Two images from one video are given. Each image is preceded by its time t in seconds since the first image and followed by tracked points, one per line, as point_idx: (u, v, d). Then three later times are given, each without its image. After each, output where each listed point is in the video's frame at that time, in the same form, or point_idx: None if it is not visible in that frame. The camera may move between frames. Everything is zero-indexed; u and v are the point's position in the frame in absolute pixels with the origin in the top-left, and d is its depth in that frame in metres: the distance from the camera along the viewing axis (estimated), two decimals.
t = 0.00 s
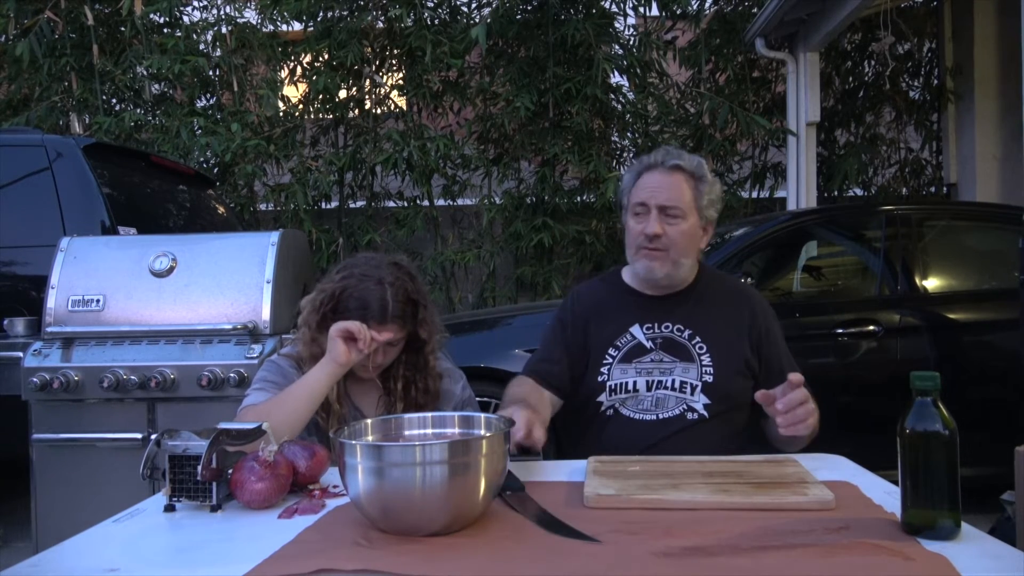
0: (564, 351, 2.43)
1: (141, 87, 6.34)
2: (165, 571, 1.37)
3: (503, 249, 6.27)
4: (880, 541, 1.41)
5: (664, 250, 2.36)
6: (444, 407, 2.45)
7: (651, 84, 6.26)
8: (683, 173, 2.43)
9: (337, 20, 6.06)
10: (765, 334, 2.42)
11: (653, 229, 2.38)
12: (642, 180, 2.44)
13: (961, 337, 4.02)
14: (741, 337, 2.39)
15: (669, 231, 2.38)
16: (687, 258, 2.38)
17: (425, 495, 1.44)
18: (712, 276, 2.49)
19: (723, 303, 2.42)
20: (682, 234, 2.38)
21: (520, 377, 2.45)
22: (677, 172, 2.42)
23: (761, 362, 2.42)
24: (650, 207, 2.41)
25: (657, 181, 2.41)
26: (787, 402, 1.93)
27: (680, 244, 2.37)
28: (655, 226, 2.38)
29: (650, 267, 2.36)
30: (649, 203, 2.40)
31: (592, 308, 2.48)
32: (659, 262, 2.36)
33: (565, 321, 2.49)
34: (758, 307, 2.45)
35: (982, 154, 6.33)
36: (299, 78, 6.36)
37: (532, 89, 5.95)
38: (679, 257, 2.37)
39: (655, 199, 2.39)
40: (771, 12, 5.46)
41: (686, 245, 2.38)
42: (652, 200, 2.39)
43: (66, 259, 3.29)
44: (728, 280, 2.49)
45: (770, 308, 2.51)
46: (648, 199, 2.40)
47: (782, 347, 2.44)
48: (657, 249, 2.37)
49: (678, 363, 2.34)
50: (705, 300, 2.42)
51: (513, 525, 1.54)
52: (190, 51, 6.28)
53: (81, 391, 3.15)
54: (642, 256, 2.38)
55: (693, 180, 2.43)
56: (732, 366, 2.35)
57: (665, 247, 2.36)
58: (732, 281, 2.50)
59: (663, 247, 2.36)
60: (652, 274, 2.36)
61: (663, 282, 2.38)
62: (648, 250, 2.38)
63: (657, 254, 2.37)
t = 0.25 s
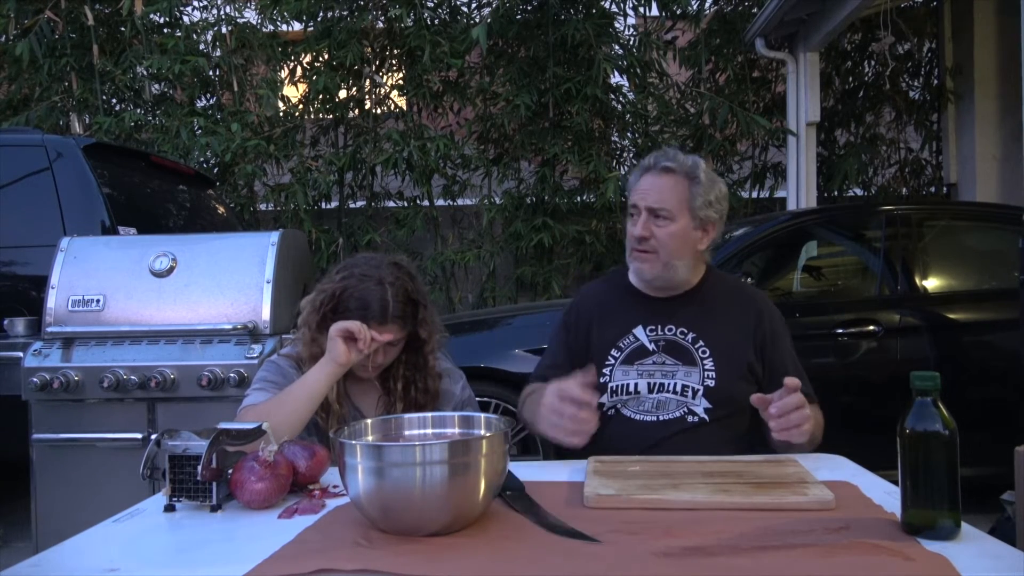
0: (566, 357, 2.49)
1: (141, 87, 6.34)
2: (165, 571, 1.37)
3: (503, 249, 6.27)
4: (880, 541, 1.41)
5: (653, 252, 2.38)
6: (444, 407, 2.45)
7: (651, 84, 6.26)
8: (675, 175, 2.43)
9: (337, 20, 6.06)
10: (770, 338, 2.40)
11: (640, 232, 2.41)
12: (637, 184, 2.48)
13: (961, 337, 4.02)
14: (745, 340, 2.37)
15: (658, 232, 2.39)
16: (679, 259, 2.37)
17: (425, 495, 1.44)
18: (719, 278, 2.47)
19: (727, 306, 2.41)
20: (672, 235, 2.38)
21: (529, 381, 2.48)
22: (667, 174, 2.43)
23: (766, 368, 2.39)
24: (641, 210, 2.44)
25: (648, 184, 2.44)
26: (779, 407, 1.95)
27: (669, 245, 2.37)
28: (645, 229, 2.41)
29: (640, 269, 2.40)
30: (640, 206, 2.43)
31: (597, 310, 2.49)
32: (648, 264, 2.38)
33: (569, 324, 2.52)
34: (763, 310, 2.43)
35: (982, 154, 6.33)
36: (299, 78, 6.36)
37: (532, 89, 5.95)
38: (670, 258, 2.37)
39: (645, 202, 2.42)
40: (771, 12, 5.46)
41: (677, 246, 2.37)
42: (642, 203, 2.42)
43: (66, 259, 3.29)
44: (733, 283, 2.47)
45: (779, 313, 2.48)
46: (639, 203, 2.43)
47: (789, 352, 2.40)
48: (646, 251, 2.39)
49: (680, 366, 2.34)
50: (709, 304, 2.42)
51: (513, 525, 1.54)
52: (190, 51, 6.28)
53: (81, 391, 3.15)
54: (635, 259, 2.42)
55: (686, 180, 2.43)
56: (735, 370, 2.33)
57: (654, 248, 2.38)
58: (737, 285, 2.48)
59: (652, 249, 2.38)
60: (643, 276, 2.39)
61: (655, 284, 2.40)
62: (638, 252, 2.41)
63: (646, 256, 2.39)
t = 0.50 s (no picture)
0: (569, 356, 2.48)
1: (141, 87, 6.34)
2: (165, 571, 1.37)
3: (503, 249, 6.27)
4: (880, 541, 1.41)
5: (662, 255, 2.37)
6: (444, 407, 2.45)
7: (651, 84, 6.27)
8: (684, 177, 2.42)
9: (337, 20, 6.05)
10: (775, 339, 2.40)
11: (649, 234, 2.40)
12: (646, 186, 2.46)
13: (961, 337, 4.02)
14: (750, 340, 2.37)
15: (667, 235, 2.39)
16: (689, 262, 2.36)
17: (425, 495, 1.43)
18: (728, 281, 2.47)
19: (732, 307, 2.41)
20: (682, 237, 2.37)
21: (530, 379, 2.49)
22: (677, 176, 2.42)
23: (771, 370, 2.38)
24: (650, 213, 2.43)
25: (657, 186, 2.43)
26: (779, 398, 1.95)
27: (679, 248, 2.36)
28: (654, 231, 2.40)
29: (649, 272, 2.39)
30: (649, 209, 2.42)
31: (602, 309, 2.50)
32: (657, 267, 2.38)
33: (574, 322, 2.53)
34: (769, 311, 2.43)
35: (982, 154, 6.33)
36: (299, 78, 6.36)
37: (532, 89, 5.95)
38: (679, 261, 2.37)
39: (654, 204, 2.41)
40: (771, 12, 5.45)
41: (686, 249, 2.36)
42: (652, 206, 2.41)
43: (66, 259, 3.29)
44: (739, 285, 2.48)
45: (785, 315, 2.48)
46: (648, 205, 2.43)
47: (794, 354, 2.40)
48: (655, 254, 2.39)
49: (684, 368, 2.34)
50: (715, 304, 2.42)
51: (513, 526, 1.54)
52: (190, 51, 6.28)
53: (81, 391, 3.15)
54: (643, 261, 2.42)
55: (696, 183, 2.42)
56: (739, 374, 2.32)
57: (663, 251, 2.38)
58: (744, 287, 2.48)
59: (662, 252, 2.38)
60: (652, 279, 2.39)
61: (664, 286, 2.39)
62: (647, 254, 2.40)
63: (656, 259, 2.39)
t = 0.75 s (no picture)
0: (572, 360, 2.46)
1: (141, 87, 6.34)
2: (165, 571, 1.37)
3: (503, 249, 6.26)
4: (880, 541, 1.41)
5: (670, 265, 2.37)
6: (444, 407, 2.45)
7: (651, 84, 6.27)
8: (693, 186, 2.42)
9: (337, 20, 6.05)
10: (779, 342, 2.40)
11: (657, 244, 2.39)
12: (653, 194, 2.45)
13: (961, 337, 4.02)
14: (754, 343, 2.37)
15: (675, 245, 2.38)
16: (696, 272, 2.35)
17: (425, 495, 1.43)
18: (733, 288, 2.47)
19: (736, 310, 2.41)
20: (690, 247, 2.36)
21: (533, 383, 2.49)
22: (686, 185, 2.42)
23: (775, 373, 2.38)
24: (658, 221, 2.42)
25: (666, 194, 2.42)
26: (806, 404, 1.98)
27: (687, 258, 2.36)
28: (662, 240, 2.40)
29: (656, 282, 2.39)
30: (657, 217, 2.41)
31: (606, 310, 2.49)
32: (664, 276, 2.37)
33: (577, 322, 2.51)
34: (772, 314, 2.43)
35: (982, 154, 6.33)
36: (299, 78, 6.36)
37: (532, 89, 5.95)
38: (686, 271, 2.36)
39: (662, 213, 2.40)
40: (771, 12, 5.45)
41: (694, 259, 2.36)
42: (660, 215, 2.40)
43: (66, 259, 3.29)
44: (743, 288, 2.48)
45: (789, 317, 2.48)
46: (656, 214, 2.42)
47: (797, 358, 2.40)
48: (662, 263, 2.38)
49: (686, 375, 2.33)
50: (719, 308, 2.41)
51: (513, 526, 1.54)
52: (190, 51, 6.28)
53: (81, 391, 3.15)
54: (650, 270, 2.41)
55: (704, 192, 2.41)
56: (742, 381, 2.32)
57: (671, 261, 2.37)
58: (749, 291, 2.47)
59: (669, 262, 2.37)
60: (658, 288, 2.39)
61: (670, 296, 2.39)
62: (655, 264, 2.40)
63: (663, 268, 2.38)
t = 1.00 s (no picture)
0: (572, 369, 2.45)
1: (141, 87, 6.34)
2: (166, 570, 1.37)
3: (503, 249, 6.26)
4: (880, 541, 1.41)
5: (670, 276, 2.34)
6: (444, 407, 2.45)
7: (651, 84, 6.26)
8: (691, 196, 2.37)
9: (337, 20, 6.05)
10: (780, 345, 2.40)
11: (655, 255, 2.35)
12: (650, 203, 2.40)
13: (961, 337, 4.02)
14: (754, 347, 2.38)
15: (674, 256, 2.35)
16: (696, 282, 2.34)
17: (425, 495, 1.44)
18: (731, 292, 2.46)
19: (735, 315, 2.41)
20: (690, 258, 2.34)
21: (534, 394, 2.48)
22: (685, 194, 2.37)
23: (776, 375, 2.39)
24: (656, 232, 2.37)
25: (663, 205, 2.36)
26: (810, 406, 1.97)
27: (687, 269, 2.33)
28: (660, 251, 2.36)
29: (655, 293, 2.36)
30: (655, 228, 2.37)
31: (602, 318, 2.48)
32: (664, 287, 2.35)
33: (575, 330, 2.50)
34: (773, 317, 2.43)
35: (982, 154, 6.33)
36: (299, 78, 6.36)
37: (532, 89, 5.96)
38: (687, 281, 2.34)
39: (661, 224, 2.35)
40: (771, 12, 5.45)
41: (694, 270, 2.34)
42: (658, 226, 2.36)
43: (66, 259, 3.29)
44: (742, 290, 2.48)
45: (790, 318, 2.48)
46: (654, 224, 2.37)
47: (801, 359, 2.39)
48: (662, 274, 2.35)
49: (686, 383, 2.33)
50: (718, 313, 2.41)
51: (513, 526, 1.54)
52: (190, 51, 6.28)
53: (81, 391, 3.15)
54: (648, 281, 2.38)
55: (703, 201, 2.37)
56: (742, 388, 2.33)
57: (671, 272, 2.34)
58: (747, 294, 2.47)
59: (669, 273, 2.34)
60: (658, 299, 2.37)
61: (670, 306, 2.38)
62: (654, 275, 2.37)
63: (662, 279, 2.35)
